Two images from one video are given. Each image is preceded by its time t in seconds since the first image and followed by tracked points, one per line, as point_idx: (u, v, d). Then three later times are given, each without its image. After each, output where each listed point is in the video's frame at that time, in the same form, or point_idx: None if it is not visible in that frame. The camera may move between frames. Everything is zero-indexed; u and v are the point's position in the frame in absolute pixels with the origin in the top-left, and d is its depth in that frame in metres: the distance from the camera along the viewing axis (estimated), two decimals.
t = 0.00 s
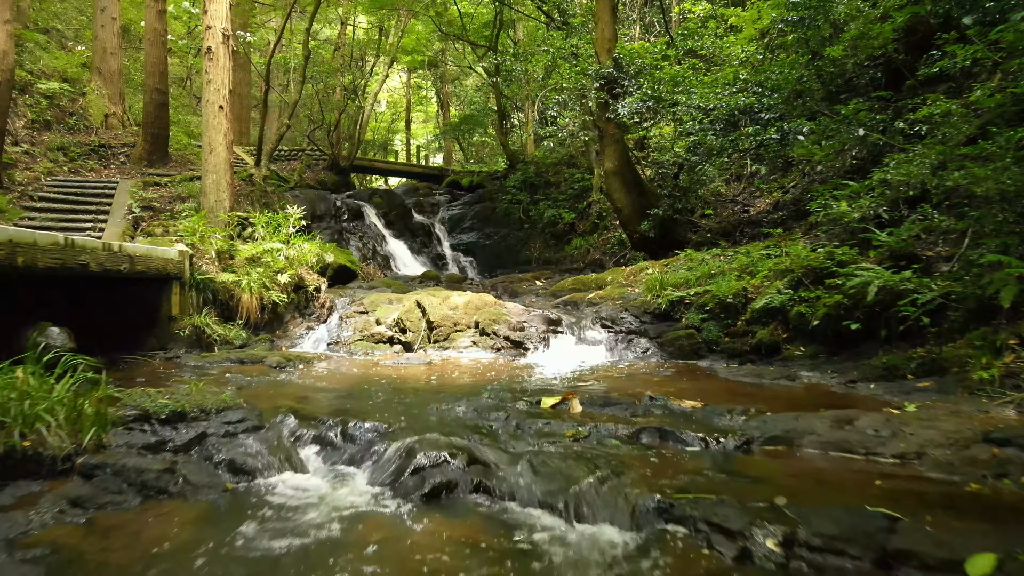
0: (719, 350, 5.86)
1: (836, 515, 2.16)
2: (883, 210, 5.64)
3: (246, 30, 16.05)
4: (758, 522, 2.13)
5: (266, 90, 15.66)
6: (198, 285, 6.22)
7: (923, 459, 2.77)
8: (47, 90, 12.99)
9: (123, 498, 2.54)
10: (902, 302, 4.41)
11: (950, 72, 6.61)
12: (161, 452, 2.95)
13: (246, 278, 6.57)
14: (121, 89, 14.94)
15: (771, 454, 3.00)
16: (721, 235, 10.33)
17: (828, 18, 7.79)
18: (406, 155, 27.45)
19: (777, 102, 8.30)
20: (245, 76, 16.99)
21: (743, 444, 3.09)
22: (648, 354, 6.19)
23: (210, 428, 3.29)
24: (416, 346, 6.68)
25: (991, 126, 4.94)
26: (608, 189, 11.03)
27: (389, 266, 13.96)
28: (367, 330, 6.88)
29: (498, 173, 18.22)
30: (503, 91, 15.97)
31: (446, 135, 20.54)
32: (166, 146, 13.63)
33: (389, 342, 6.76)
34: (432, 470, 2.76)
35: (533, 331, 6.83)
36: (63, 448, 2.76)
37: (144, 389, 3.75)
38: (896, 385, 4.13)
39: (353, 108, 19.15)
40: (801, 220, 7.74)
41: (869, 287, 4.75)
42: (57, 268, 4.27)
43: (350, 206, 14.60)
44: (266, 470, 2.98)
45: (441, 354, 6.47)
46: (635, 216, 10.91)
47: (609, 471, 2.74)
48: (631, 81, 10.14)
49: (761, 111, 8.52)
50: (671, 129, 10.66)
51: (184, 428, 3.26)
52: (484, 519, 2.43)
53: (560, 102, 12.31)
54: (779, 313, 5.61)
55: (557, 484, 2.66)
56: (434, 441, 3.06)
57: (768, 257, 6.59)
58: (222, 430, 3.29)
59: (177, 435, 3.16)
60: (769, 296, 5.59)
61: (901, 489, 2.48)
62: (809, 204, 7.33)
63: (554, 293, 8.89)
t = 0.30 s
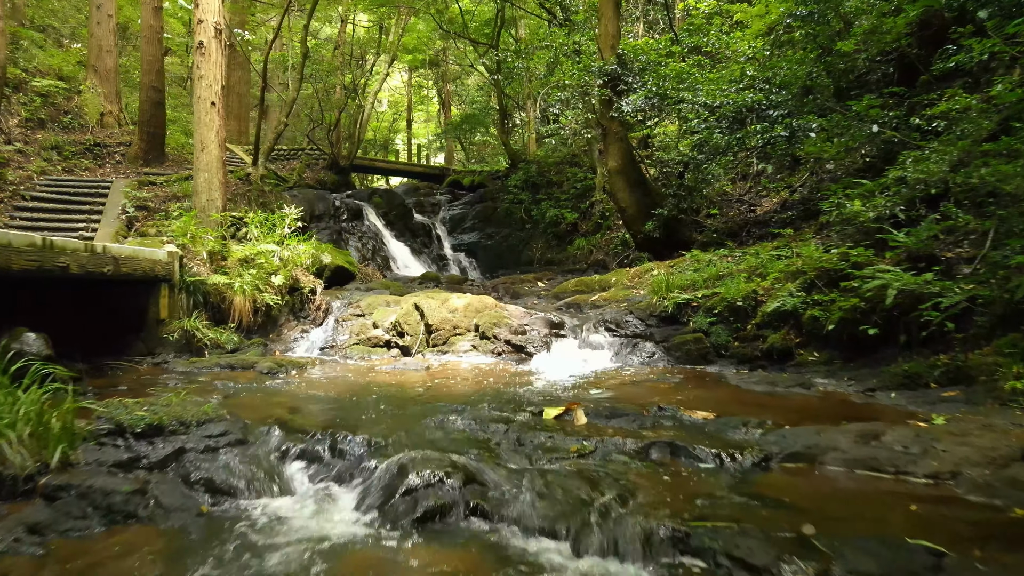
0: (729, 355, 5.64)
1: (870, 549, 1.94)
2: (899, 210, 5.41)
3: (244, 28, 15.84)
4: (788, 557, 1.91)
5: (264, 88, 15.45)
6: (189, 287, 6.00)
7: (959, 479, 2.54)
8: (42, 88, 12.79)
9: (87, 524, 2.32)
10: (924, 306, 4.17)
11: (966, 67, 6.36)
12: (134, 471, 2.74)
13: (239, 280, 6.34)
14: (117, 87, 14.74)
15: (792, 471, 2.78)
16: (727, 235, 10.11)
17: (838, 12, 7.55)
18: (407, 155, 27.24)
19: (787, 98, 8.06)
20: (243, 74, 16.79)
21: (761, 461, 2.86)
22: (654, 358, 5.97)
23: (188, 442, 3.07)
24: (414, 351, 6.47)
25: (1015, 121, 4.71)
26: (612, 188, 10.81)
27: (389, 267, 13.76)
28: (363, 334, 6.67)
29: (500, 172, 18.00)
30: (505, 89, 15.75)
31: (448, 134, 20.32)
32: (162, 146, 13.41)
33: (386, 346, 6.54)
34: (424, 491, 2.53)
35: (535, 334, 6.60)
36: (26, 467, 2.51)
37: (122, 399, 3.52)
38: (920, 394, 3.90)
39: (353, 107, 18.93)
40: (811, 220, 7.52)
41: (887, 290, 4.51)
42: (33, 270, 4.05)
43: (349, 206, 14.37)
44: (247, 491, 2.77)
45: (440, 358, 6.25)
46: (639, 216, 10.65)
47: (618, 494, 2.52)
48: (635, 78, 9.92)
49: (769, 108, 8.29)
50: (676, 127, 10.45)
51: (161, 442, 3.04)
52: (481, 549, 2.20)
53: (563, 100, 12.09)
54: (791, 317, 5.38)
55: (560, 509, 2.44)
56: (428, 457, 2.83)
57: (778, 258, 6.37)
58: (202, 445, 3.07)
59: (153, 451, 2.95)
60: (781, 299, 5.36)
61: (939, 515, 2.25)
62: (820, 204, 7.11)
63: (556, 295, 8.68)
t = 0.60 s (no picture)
0: (739, 360, 5.40)
1: None
2: (917, 209, 5.16)
3: (242, 26, 15.63)
4: None
5: (262, 86, 15.24)
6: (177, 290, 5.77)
7: (1001, 502, 2.30)
8: (35, 86, 12.57)
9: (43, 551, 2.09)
10: (949, 310, 3.92)
11: (984, 60, 6.11)
12: (101, 493, 2.51)
13: (230, 282, 6.11)
14: (113, 85, 14.53)
15: (818, 493, 2.54)
16: (734, 235, 9.87)
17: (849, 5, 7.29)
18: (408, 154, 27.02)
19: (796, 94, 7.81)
20: (241, 72, 16.58)
21: (783, 482, 2.63)
22: (660, 363, 5.74)
23: (162, 459, 2.85)
24: (412, 355, 6.24)
25: None
26: (616, 188, 10.59)
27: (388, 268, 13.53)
28: (359, 338, 6.44)
29: (501, 171, 17.77)
30: (506, 87, 15.51)
31: (449, 133, 20.10)
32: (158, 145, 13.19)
33: (382, 350, 6.31)
34: (415, 517, 2.31)
35: (537, 338, 6.37)
36: None
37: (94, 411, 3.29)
38: (947, 405, 3.66)
39: (352, 106, 18.71)
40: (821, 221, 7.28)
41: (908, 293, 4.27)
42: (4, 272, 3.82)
43: (348, 205, 14.13)
44: (224, 516, 2.55)
45: (438, 363, 6.02)
46: (643, 216, 10.44)
47: (627, 520, 2.28)
48: (639, 74, 9.69)
49: (778, 105, 8.05)
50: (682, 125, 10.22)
51: (133, 459, 2.81)
52: None
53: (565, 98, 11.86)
54: (805, 320, 5.14)
55: (564, 540, 2.21)
56: (420, 477, 2.61)
57: (789, 259, 6.13)
58: (177, 462, 2.85)
59: (123, 469, 2.72)
60: (794, 302, 5.12)
61: (990, 547, 2.01)
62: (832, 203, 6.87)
63: (559, 296, 8.45)
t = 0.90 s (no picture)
0: (750, 366, 5.17)
1: None
2: (937, 207, 4.92)
3: (239, 23, 15.42)
4: None
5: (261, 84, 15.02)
6: (165, 293, 5.55)
7: None
8: (29, 83, 12.36)
9: None
10: (978, 314, 3.68)
11: (1003, 54, 5.86)
12: (58, 519, 2.28)
13: (220, 284, 5.88)
14: (108, 82, 14.33)
15: (847, 517, 2.30)
16: (740, 235, 9.63)
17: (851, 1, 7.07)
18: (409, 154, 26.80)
19: (806, 90, 7.58)
20: (240, 71, 16.37)
21: (809, 505, 2.39)
22: (667, 369, 5.51)
23: (131, 479, 2.61)
24: (409, 360, 6.01)
25: None
26: (620, 187, 10.35)
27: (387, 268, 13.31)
28: (354, 342, 6.21)
29: (503, 171, 17.53)
30: (507, 85, 15.29)
31: (450, 132, 19.88)
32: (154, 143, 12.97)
33: (378, 354, 6.08)
34: (405, 548, 2.07)
35: (538, 341, 6.14)
36: None
37: (64, 425, 3.07)
38: (977, 416, 3.42)
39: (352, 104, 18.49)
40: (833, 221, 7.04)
41: (932, 296, 4.03)
42: None
43: (347, 205, 13.90)
44: (196, 544, 2.31)
45: (436, 368, 5.79)
46: (647, 215, 10.20)
47: (641, 554, 2.05)
48: (644, 71, 9.46)
49: (787, 101, 7.81)
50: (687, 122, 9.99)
51: (99, 480, 2.58)
52: None
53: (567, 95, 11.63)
54: (820, 324, 4.91)
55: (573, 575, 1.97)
56: (412, 502, 2.38)
57: (801, 260, 5.90)
58: (148, 482, 2.61)
59: (87, 491, 2.49)
60: (808, 304, 4.89)
61: None
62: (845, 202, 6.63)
63: (561, 298, 8.22)
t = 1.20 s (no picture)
0: (762, 372, 4.93)
1: None
2: (959, 205, 4.64)
3: (236, 20, 15.19)
4: None
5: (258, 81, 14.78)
6: (151, 295, 5.31)
7: None
8: (21, 80, 12.12)
9: None
10: (1010, 318, 3.43)
11: None
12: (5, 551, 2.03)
13: (209, 285, 5.64)
14: (103, 80, 14.10)
15: (884, 546, 2.03)
16: (747, 235, 9.39)
17: None
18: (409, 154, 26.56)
19: (817, 84, 7.33)
20: (238, 68, 16.14)
21: (841, 534, 2.12)
22: (674, 375, 5.27)
23: (92, 503, 2.37)
24: (406, 364, 5.77)
25: None
26: (623, 185, 10.10)
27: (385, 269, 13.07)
28: (349, 345, 5.98)
29: (504, 170, 17.29)
30: (508, 82, 15.04)
31: (450, 131, 19.64)
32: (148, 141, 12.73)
33: (373, 359, 5.84)
34: None
35: (540, 346, 5.90)
36: None
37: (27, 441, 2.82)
38: (1013, 429, 3.17)
39: (351, 103, 18.25)
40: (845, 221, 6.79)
41: (958, 299, 3.78)
42: None
43: (345, 204, 13.64)
44: None
45: (434, 374, 5.55)
46: (651, 215, 9.93)
47: None
48: (648, 66, 9.24)
49: (797, 96, 7.56)
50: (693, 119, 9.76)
51: (57, 504, 2.34)
52: None
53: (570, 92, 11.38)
54: (836, 329, 4.66)
55: None
56: (400, 535, 2.13)
57: (815, 261, 5.65)
58: (111, 506, 2.37)
59: (41, 517, 2.24)
60: (824, 307, 4.64)
61: None
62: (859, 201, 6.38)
63: (564, 299, 7.98)
